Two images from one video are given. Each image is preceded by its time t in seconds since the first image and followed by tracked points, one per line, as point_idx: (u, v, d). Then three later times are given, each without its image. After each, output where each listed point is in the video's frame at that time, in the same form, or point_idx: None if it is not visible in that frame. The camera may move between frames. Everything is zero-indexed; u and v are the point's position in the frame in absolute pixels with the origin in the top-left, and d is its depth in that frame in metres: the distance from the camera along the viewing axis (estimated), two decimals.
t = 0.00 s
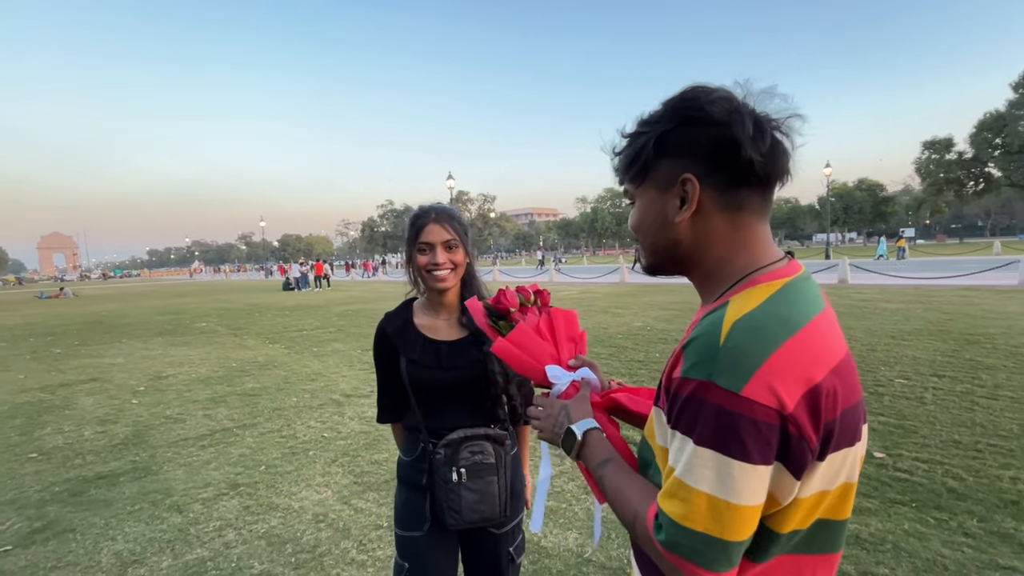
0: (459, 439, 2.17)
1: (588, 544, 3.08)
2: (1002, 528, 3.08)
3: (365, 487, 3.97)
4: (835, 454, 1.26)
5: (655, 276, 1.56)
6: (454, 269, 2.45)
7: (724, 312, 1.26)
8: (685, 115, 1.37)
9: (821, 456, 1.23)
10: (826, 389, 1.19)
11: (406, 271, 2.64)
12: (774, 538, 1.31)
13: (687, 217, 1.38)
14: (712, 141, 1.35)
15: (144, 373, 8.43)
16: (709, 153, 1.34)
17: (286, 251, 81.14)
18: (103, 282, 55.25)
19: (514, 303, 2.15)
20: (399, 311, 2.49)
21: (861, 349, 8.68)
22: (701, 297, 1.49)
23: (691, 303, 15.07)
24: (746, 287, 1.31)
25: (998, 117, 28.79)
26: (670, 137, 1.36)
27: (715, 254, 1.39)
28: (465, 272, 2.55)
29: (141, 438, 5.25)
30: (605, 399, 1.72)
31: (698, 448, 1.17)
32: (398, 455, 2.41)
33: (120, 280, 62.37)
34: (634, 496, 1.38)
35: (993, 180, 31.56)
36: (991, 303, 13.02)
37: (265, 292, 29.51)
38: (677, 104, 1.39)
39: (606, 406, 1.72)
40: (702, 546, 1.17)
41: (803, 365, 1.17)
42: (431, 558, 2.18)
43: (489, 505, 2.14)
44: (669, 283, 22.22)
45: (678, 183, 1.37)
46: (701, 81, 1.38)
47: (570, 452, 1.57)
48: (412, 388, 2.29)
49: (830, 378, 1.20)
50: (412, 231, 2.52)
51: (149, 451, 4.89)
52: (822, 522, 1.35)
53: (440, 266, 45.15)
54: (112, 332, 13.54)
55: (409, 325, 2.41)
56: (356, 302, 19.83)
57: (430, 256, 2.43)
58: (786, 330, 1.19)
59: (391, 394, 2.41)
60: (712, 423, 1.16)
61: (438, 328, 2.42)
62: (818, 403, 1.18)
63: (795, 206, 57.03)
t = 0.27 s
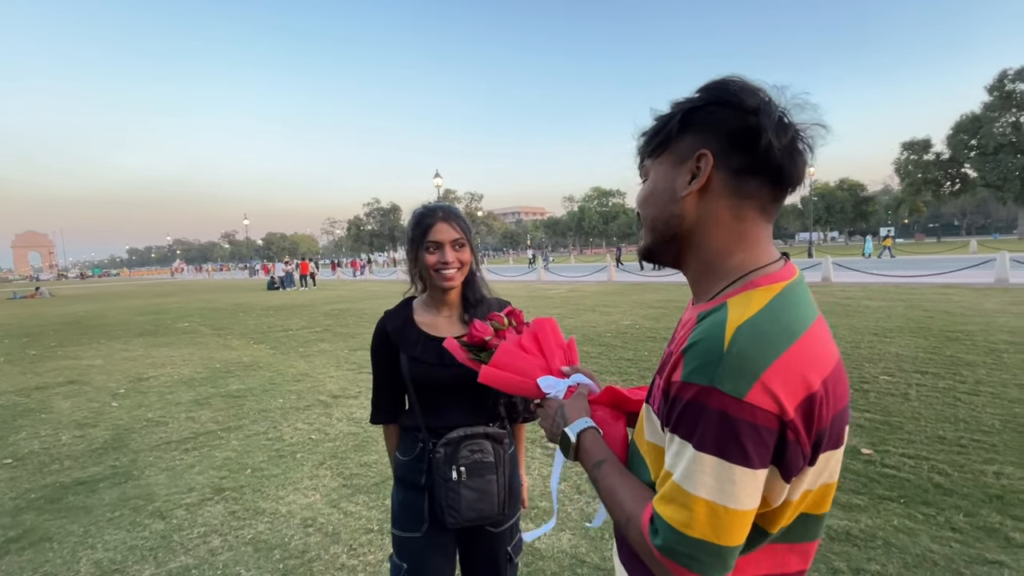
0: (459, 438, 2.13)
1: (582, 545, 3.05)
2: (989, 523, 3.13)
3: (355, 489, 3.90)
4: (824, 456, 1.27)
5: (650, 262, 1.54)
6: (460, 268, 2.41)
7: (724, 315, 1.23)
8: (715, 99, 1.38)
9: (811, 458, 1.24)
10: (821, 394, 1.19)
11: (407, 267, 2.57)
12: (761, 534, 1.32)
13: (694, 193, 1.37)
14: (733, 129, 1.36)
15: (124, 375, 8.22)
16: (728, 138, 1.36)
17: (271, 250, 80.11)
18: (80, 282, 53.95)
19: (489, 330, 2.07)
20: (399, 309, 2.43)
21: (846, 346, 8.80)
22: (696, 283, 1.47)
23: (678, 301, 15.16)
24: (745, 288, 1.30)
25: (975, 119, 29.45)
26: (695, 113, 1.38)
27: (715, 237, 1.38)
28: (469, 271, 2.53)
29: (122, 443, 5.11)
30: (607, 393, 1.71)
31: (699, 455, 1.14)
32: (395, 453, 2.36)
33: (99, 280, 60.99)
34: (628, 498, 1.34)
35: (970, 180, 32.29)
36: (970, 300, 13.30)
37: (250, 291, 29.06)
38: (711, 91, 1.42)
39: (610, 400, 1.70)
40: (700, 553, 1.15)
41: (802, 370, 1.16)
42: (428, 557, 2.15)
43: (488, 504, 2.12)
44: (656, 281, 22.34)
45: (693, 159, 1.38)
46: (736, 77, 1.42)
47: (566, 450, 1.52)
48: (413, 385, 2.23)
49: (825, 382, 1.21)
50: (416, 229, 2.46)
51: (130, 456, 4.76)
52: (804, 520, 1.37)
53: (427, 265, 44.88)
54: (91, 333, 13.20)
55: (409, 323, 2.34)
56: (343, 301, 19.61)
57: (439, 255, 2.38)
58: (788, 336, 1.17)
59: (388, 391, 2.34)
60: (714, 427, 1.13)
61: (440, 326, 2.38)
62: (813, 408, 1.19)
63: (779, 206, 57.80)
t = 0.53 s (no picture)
0: (449, 437, 2.08)
1: (576, 545, 3.04)
2: (974, 517, 3.18)
3: (344, 492, 3.83)
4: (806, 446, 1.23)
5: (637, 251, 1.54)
6: (456, 268, 2.37)
7: (701, 306, 1.22)
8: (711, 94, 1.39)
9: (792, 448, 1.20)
10: (800, 385, 1.16)
11: (400, 263, 2.52)
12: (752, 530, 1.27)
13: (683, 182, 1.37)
14: (728, 122, 1.37)
15: (103, 377, 7.99)
16: (722, 130, 1.36)
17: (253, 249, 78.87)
18: (55, 282, 52.50)
19: (480, 322, 1.98)
20: (391, 305, 2.40)
21: (830, 344, 8.94)
22: (679, 272, 1.47)
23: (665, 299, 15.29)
24: (725, 279, 1.29)
25: (951, 122, 30.16)
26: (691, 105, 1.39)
27: (700, 224, 1.38)
28: (464, 270, 2.49)
29: (101, 447, 4.96)
30: (599, 391, 1.63)
31: (675, 444, 1.13)
32: (386, 451, 2.32)
33: (75, 280, 59.41)
34: (613, 489, 1.31)
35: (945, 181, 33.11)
36: (947, 298, 13.63)
37: (233, 291, 28.57)
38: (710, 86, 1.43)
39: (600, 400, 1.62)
40: (677, 545, 1.13)
41: (779, 361, 1.14)
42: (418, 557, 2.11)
43: (478, 504, 2.06)
44: (643, 280, 22.50)
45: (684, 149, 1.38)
46: (736, 76, 1.43)
47: (556, 439, 1.46)
48: (403, 382, 2.17)
49: (804, 374, 1.18)
50: (411, 226, 2.39)
51: (110, 461, 4.62)
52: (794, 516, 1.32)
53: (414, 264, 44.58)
54: (67, 334, 12.83)
55: (400, 320, 2.31)
56: (329, 300, 19.39)
57: (436, 254, 2.33)
58: (765, 325, 1.16)
59: (378, 389, 2.29)
60: (689, 416, 1.12)
61: (432, 324, 2.34)
62: (791, 399, 1.16)
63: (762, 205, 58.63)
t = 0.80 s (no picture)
0: (444, 435, 2.01)
1: (578, 545, 3.02)
2: (970, 511, 3.23)
3: (341, 494, 3.77)
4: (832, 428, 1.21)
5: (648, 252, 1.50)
6: (455, 267, 2.31)
7: (718, 299, 1.19)
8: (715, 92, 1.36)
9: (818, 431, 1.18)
10: (822, 369, 1.15)
11: (397, 261, 2.45)
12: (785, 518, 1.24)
13: (694, 180, 1.33)
14: (734, 117, 1.34)
15: (87, 379, 7.81)
16: (729, 125, 1.33)
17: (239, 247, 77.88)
18: (33, 281, 51.31)
19: (491, 317, 1.91)
20: (387, 303, 2.32)
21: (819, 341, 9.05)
22: (694, 271, 1.44)
23: (655, 298, 15.37)
24: (740, 272, 1.26)
25: (931, 124, 30.71)
26: (696, 103, 1.35)
27: (713, 222, 1.34)
28: (462, 268, 2.42)
29: (87, 451, 4.83)
30: (609, 390, 1.57)
31: (700, 434, 1.10)
32: (384, 452, 2.26)
33: (54, 279, 58.14)
34: (638, 481, 1.28)
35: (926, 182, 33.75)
36: (930, 297, 13.89)
37: (218, 291, 28.17)
38: (712, 83, 1.39)
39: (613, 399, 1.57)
40: (707, 534, 1.10)
41: (802, 347, 1.12)
42: (415, 557, 2.05)
43: (474, 503, 1.97)
44: (632, 278, 22.62)
45: (693, 147, 1.34)
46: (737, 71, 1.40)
47: (573, 436, 1.42)
48: (397, 380, 2.11)
49: (826, 358, 1.16)
50: (409, 224, 2.32)
51: (97, 465, 4.50)
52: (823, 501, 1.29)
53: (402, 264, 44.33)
54: (48, 335, 12.54)
55: (397, 317, 2.24)
56: (317, 300, 19.19)
57: (434, 253, 2.27)
58: (784, 314, 1.14)
59: (373, 389, 2.23)
60: (713, 407, 1.10)
61: (429, 321, 2.27)
62: (814, 384, 1.14)
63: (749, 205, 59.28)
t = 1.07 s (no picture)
0: (444, 434, 1.95)
1: (579, 545, 3.01)
2: (962, 506, 3.28)
3: (336, 497, 3.72)
4: (850, 415, 1.21)
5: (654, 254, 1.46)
6: (450, 271, 2.24)
7: (731, 295, 1.18)
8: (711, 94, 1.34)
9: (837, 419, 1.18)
10: (838, 357, 1.14)
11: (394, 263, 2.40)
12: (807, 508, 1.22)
13: (699, 182, 1.31)
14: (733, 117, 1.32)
15: (69, 381, 7.62)
16: (729, 125, 1.31)
17: (223, 246, 76.76)
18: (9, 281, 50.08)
19: (498, 324, 1.90)
20: (384, 302, 2.27)
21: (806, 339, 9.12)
22: (701, 271, 1.40)
23: (644, 296, 15.45)
24: (747, 268, 1.24)
25: (912, 125, 31.26)
26: (693, 106, 1.33)
27: (720, 221, 1.32)
28: (459, 271, 2.35)
29: (71, 455, 4.70)
30: (621, 395, 1.57)
31: (729, 427, 1.08)
32: (382, 456, 2.19)
33: (32, 279, 56.78)
34: (663, 482, 1.24)
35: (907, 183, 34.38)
36: (912, 295, 14.13)
37: (202, 291, 27.73)
38: (705, 85, 1.38)
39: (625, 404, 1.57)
40: (742, 528, 1.07)
41: (818, 336, 1.12)
42: (416, 562, 1.97)
43: (475, 503, 1.91)
44: (621, 277, 22.70)
45: (694, 148, 1.31)
46: (728, 73, 1.40)
47: (590, 444, 1.38)
48: (396, 380, 2.05)
49: (841, 347, 1.16)
50: (404, 227, 2.26)
51: (82, 469, 4.38)
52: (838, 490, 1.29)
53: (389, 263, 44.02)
54: (27, 337, 12.22)
55: (394, 316, 2.18)
56: (304, 300, 18.99)
57: (427, 257, 2.21)
58: (797, 306, 1.13)
59: (370, 390, 2.16)
60: (736, 401, 1.08)
61: (426, 321, 2.20)
62: (830, 374, 1.14)
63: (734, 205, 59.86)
